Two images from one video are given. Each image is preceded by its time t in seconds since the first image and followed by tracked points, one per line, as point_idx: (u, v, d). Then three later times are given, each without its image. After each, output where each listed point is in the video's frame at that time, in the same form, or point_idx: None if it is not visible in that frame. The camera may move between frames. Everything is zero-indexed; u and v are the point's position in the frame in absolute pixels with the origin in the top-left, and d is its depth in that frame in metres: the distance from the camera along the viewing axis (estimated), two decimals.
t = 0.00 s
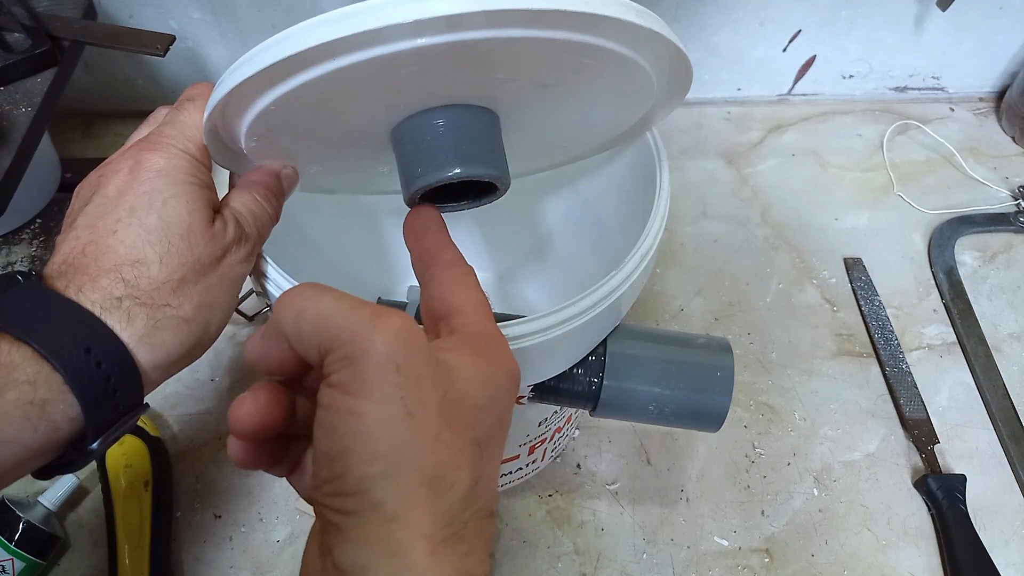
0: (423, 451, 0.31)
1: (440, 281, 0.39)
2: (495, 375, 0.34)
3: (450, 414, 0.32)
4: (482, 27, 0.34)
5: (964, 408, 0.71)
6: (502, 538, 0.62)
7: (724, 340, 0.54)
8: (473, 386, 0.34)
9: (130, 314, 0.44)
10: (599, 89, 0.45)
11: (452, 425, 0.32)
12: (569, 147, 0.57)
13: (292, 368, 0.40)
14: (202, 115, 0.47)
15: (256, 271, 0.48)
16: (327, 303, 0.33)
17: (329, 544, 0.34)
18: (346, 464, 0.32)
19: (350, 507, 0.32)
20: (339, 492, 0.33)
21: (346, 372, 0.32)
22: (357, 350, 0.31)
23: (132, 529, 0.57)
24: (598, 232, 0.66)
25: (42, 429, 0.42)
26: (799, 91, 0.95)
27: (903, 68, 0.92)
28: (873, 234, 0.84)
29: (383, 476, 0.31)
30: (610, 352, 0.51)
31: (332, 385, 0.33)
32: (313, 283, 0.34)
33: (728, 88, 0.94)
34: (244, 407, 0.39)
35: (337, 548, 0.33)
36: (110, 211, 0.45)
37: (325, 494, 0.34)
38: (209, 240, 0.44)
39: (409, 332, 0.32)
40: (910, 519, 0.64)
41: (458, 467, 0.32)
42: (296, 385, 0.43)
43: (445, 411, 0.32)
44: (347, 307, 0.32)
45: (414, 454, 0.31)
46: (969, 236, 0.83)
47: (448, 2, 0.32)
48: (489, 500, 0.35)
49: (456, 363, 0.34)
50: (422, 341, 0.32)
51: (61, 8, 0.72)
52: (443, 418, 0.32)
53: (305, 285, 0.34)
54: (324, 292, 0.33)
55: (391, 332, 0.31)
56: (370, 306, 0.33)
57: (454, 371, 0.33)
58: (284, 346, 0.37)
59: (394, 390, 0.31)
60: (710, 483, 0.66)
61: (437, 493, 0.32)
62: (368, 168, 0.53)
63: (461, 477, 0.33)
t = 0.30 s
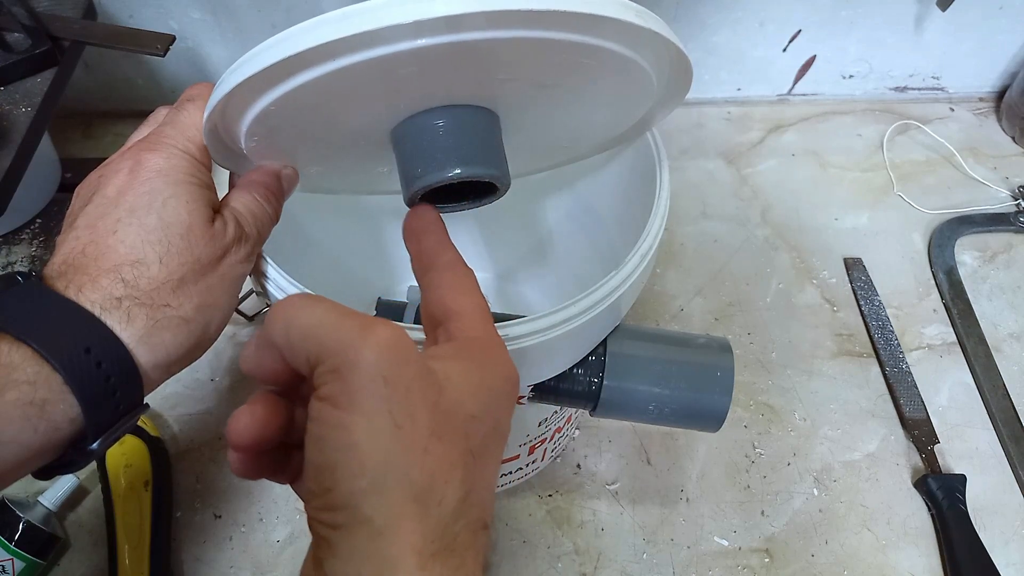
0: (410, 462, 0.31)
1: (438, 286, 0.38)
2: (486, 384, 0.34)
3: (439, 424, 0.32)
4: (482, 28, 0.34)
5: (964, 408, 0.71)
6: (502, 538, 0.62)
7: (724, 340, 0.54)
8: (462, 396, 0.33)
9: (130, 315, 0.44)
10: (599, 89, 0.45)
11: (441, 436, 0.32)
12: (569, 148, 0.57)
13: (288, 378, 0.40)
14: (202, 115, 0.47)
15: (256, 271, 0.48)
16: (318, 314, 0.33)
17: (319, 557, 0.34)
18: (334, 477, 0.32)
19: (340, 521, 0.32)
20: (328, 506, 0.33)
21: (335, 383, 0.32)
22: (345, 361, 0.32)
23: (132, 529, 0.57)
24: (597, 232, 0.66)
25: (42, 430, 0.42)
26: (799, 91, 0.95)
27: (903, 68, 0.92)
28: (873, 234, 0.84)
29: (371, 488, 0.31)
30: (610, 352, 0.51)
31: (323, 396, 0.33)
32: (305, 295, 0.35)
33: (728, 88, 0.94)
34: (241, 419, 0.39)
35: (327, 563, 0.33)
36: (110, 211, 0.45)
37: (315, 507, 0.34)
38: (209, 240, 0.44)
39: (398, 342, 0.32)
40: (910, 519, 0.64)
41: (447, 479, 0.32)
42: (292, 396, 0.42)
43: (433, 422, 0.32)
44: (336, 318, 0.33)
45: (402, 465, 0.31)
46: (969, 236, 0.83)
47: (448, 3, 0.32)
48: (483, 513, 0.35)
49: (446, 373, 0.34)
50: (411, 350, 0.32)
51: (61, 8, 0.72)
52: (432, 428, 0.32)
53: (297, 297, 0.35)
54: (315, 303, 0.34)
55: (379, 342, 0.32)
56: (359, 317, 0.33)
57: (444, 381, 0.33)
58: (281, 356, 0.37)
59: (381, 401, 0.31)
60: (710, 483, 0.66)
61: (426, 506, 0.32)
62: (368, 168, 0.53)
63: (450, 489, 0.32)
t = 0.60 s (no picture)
0: (416, 482, 0.31)
1: (494, 297, 0.38)
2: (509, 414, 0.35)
3: (454, 449, 0.33)
4: (481, 28, 0.34)
5: (964, 408, 0.71)
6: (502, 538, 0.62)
7: (724, 340, 0.54)
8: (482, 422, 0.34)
9: (130, 314, 0.44)
10: (600, 89, 0.45)
11: (454, 461, 0.33)
12: (569, 148, 0.57)
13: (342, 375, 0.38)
14: (202, 115, 0.48)
15: (257, 272, 0.49)
16: (354, 317, 0.34)
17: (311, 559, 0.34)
18: (335, 483, 0.32)
19: (332, 528, 0.32)
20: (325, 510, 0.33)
21: (355, 391, 0.33)
22: (368, 370, 0.32)
23: (132, 528, 0.57)
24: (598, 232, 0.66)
25: (42, 430, 0.42)
26: (799, 91, 0.95)
27: (903, 68, 0.92)
28: (873, 234, 0.84)
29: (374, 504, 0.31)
30: (609, 352, 0.51)
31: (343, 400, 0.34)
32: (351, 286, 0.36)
33: (728, 88, 0.94)
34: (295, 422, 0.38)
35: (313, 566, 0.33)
36: (110, 211, 0.45)
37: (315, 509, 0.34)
38: (209, 239, 0.44)
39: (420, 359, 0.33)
40: (910, 519, 0.64)
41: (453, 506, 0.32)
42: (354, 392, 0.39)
43: (448, 446, 0.32)
44: (370, 328, 0.33)
45: (408, 485, 0.31)
46: (969, 236, 0.83)
47: (448, 3, 0.32)
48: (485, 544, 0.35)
49: (471, 396, 0.34)
50: (434, 369, 0.33)
51: (61, 8, 0.72)
52: (444, 452, 0.32)
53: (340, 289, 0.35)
54: (357, 304, 0.34)
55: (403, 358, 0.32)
56: (392, 329, 0.34)
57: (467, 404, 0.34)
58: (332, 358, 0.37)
59: (397, 417, 0.32)
60: (710, 483, 0.66)
61: (426, 530, 0.32)
62: (368, 168, 0.53)
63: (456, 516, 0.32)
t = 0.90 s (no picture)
0: (336, 467, 0.32)
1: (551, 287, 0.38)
2: (461, 405, 0.33)
3: (395, 433, 0.32)
4: (482, 28, 0.34)
5: (964, 408, 0.71)
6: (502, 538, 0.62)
7: (724, 340, 0.54)
8: (431, 411, 0.32)
9: (129, 314, 0.44)
10: (599, 89, 0.45)
11: (394, 446, 0.32)
12: (569, 148, 0.57)
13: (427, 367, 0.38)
14: (202, 115, 0.48)
15: (256, 271, 0.49)
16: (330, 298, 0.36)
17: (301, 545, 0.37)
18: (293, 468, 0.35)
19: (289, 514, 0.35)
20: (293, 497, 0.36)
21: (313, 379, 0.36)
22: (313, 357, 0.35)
23: (132, 528, 0.57)
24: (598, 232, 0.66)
25: (41, 429, 0.42)
26: (799, 91, 0.95)
27: (903, 68, 0.92)
28: (873, 234, 0.84)
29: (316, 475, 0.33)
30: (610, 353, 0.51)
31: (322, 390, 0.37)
32: (343, 266, 0.38)
33: (728, 88, 0.94)
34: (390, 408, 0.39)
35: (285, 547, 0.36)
36: (110, 211, 0.45)
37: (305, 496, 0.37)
38: (209, 239, 0.44)
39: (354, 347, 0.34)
40: (910, 519, 0.64)
41: (391, 490, 0.32)
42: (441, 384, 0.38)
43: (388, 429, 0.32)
44: (334, 319, 0.36)
45: (329, 468, 0.33)
46: (969, 236, 0.83)
47: (447, 3, 0.32)
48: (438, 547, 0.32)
49: (415, 386, 0.33)
50: (366, 356, 0.34)
51: (61, 8, 0.72)
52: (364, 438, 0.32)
53: (333, 267, 0.38)
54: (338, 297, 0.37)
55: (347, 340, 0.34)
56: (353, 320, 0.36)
57: (415, 390, 0.33)
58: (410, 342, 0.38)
59: (344, 395, 0.33)
60: (710, 483, 0.66)
61: (343, 519, 0.32)
62: (368, 169, 0.53)
63: (394, 501, 0.32)
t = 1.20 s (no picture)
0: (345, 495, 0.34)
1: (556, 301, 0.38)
2: (454, 426, 0.34)
3: (394, 460, 0.34)
4: (482, 27, 0.34)
5: (964, 408, 0.71)
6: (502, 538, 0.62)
7: (724, 340, 0.54)
8: (426, 437, 0.34)
9: (129, 314, 0.44)
10: (599, 89, 0.45)
11: (394, 473, 0.34)
12: (568, 148, 0.57)
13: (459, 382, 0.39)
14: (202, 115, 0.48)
15: (257, 271, 0.49)
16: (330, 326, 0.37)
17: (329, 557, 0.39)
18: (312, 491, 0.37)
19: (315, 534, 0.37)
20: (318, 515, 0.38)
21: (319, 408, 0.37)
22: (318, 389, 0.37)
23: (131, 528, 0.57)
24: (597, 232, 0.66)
25: (41, 429, 0.42)
26: (799, 91, 0.95)
27: (903, 68, 0.92)
28: (873, 234, 0.84)
29: (328, 499, 0.35)
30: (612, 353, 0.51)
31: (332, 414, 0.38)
32: (342, 289, 0.40)
33: (728, 88, 0.94)
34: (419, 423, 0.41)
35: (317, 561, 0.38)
36: (110, 211, 0.45)
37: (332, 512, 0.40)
38: (209, 239, 0.44)
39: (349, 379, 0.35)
40: (910, 519, 0.64)
41: (394, 511, 0.34)
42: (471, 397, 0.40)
43: (386, 454, 0.34)
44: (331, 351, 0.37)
45: (339, 496, 0.34)
46: (969, 236, 0.83)
47: (447, 3, 0.32)
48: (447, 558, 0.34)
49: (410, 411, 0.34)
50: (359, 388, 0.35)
51: (61, 8, 0.72)
52: (367, 467, 0.34)
53: (333, 294, 0.39)
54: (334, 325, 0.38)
55: (344, 372, 0.35)
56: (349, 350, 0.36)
57: (411, 413, 0.34)
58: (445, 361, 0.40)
59: (343, 428, 0.35)
60: (709, 483, 0.66)
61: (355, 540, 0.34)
62: (368, 169, 0.53)
63: (398, 520, 0.34)
